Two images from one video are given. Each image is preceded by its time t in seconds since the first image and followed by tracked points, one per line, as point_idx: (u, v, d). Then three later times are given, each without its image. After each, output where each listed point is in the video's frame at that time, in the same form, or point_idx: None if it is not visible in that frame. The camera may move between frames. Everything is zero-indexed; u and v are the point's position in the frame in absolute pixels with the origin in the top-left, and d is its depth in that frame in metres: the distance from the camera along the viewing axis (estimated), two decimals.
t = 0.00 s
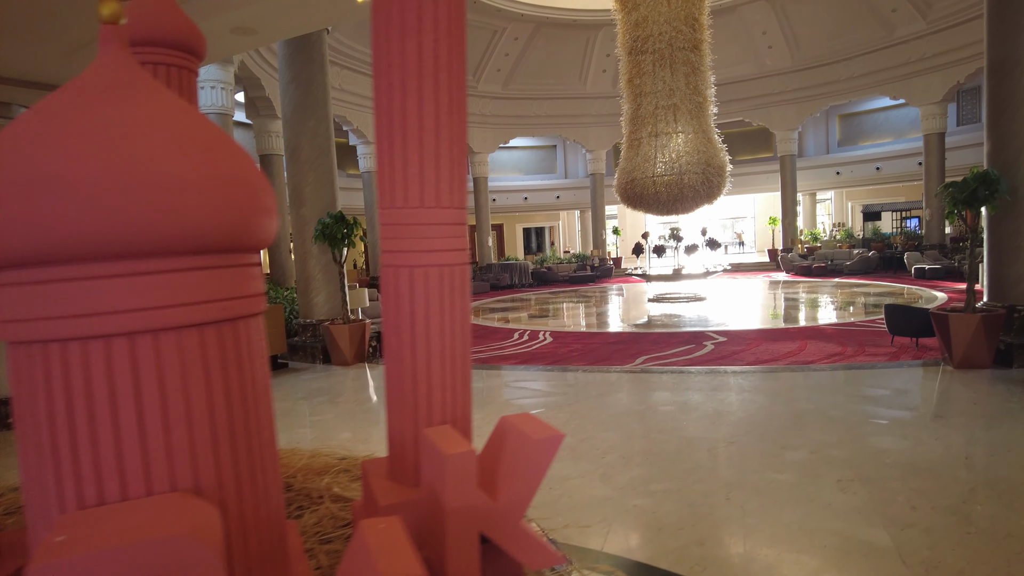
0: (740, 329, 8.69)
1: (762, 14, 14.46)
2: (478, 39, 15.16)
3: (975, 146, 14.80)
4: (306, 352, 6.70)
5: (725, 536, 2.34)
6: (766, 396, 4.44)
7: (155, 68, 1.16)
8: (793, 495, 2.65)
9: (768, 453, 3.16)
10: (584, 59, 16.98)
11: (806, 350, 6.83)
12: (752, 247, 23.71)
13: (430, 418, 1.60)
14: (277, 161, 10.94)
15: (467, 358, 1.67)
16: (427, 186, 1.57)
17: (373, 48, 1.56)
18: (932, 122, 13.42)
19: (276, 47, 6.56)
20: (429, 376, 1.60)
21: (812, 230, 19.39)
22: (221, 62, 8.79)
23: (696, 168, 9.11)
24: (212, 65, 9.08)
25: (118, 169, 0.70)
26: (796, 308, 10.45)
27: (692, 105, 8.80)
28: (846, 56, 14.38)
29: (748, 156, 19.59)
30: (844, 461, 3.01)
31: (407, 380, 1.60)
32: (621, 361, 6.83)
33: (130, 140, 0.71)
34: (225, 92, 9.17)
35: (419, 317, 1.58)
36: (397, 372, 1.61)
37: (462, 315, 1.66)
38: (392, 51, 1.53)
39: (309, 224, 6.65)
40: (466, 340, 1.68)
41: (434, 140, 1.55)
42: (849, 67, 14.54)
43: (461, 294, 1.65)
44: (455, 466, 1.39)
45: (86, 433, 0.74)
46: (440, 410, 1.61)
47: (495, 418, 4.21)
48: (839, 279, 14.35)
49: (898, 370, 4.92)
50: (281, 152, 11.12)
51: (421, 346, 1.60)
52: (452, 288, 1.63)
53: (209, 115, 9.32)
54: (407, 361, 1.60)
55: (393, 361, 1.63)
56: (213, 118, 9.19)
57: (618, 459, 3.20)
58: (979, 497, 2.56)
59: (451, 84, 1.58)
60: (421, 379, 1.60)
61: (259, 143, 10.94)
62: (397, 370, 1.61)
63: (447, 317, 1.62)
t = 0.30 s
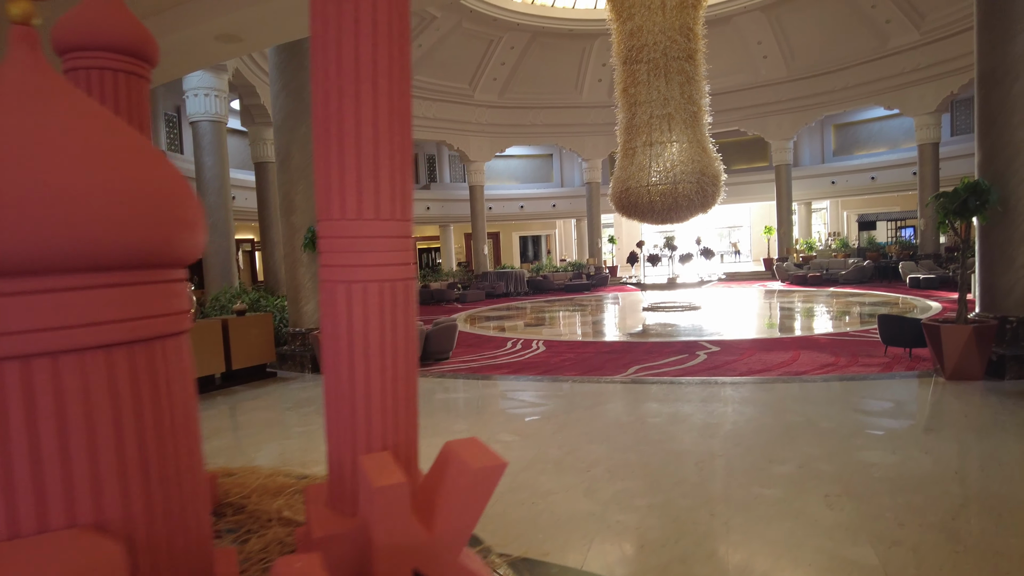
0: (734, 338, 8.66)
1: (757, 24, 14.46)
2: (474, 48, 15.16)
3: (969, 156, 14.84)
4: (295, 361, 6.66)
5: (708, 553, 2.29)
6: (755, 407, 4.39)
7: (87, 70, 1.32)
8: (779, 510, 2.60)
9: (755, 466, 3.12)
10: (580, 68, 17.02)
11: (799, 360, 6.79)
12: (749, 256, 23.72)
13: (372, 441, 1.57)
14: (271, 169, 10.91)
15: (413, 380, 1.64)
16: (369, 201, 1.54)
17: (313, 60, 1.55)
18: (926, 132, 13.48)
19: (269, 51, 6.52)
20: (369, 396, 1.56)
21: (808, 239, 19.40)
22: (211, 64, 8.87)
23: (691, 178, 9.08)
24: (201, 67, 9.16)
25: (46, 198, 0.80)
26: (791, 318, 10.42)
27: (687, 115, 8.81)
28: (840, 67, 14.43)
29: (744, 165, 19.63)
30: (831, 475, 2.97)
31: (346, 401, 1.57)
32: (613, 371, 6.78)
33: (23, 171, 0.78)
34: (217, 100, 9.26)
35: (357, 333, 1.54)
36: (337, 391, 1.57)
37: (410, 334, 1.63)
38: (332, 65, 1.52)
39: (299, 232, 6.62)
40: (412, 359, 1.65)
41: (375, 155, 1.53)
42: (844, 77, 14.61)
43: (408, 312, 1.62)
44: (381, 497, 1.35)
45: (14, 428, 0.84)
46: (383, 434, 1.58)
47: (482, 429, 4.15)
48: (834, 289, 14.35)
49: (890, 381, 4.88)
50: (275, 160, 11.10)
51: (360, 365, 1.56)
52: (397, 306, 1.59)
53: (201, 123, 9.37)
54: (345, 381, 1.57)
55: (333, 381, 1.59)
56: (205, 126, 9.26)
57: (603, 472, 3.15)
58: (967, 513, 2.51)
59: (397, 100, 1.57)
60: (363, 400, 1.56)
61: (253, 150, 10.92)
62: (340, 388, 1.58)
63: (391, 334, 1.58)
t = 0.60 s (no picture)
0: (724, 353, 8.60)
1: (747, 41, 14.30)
2: (466, 61, 15.16)
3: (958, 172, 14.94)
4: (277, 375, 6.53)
5: None
6: (745, 425, 4.30)
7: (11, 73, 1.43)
8: (767, 535, 2.51)
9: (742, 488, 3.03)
10: (571, 83, 17.07)
11: (789, 376, 6.72)
12: (740, 269, 23.75)
13: (299, 483, 1.56)
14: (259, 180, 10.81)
15: (349, 418, 1.64)
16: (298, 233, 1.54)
17: (240, 89, 1.54)
18: (914, 148, 13.57)
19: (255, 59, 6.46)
20: (296, 435, 1.54)
21: (798, 253, 19.44)
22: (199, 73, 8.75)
23: (681, 192, 9.07)
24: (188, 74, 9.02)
25: None
26: (782, 332, 10.37)
27: (677, 128, 8.80)
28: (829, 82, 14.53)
29: (734, 180, 19.69)
30: (820, 497, 2.88)
31: (271, 442, 1.55)
32: (602, 386, 6.68)
33: None
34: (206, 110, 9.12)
35: (284, 368, 1.53)
36: (262, 431, 1.55)
37: (346, 370, 1.62)
38: (262, 97, 1.52)
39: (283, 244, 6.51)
40: (350, 397, 1.65)
41: (305, 178, 1.54)
42: (833, 93, 14.71)
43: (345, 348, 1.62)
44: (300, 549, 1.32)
45: None
46: (311, 476, 1.56)
47: (466, 447, 4.04)
48: (825, 303, 14.34)
49: (880, 399, 4.82)
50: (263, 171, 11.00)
51: (284, 393, 1.53)
52: (330, 339, 1.57)
53: (190, 133, 9.24)
54: (268, 410, 1.55)
55: (259, 420, 1.57)
56: (194, 136, 9.15)
57: (586, 494, 3.06)
58: (961, 538, 2.43)
59: (331, 133, 1.58)
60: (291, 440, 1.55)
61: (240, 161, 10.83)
62: (266, 426, 1.56)
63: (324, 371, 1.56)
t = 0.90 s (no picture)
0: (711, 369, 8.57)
1: (733, 59, 14.41)
2: (454, 78, 15.21)
3: (940, 190, 15.13)
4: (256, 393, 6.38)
5: None
6: (732, 446, 4.23)
7: None
8: (754, 564, 2.43)
9: (728, 513, 2.95)
10: (559, 101, 17.16)
11: (776, 394, 6.68)
12: (727, 285, 23.85)
13: (220, 525, 1.49)
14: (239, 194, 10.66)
15: (281, 455, 1.57)
16: (222, 259, 1.44)
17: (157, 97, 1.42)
18: (898, 166, 13.76)
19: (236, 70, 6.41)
20: (218, 476, 1.47)
21: (784, 270, 19.53)
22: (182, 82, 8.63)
23: (667, 209, 9.08)
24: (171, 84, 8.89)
25: None
26: (770, 349, 10.36)
27: (663, 146, 8.83)
28: (813, 101, 14.71)
29: (721, 197, 19.83)
30: (806, 522, 2.81)
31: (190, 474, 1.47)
32: (588, 404, 6.59)
33: None
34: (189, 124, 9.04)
35: (202, 402, 1.45)
36: (179, 463, 1.47)
37: (274, 399, 1.54)
38: (179, 105, 1.41)
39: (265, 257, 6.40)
40: (284, 433, 1.58)
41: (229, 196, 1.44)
42: (817, 112, 14.88)
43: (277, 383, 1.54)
44: None
45: None
46: (236, 519, 1.50)
47: (447, 469, 3.93)
48: (811, 320, 14.39)
49: (868, 419, 4.77)
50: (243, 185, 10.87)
51: (205, 422, 1.46)
52: (258, 373, 1.49)
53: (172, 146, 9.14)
54: (185, 441, 1.47)
55: (176, 453, 1.48)
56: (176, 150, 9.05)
57: (569, 519, 2.97)
58: (952, 566, 2.36)
59: (264, 152, 1.49)
60: (212, 480, 1.47)
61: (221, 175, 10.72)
62: (183, 464, 1.47)
63: (252, 408, 1.49)
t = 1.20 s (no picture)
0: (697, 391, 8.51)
1: (717, 83, 14.58)
2: (442, 99, 15.27)
3: (921, 213, 15.32)
4: (234, 415, 6.24)
5: None
6: (715, 470, 4.17)
7: None
8: None
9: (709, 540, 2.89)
10: (546, 123, 17.25)
11: (761, 416, 6.63)
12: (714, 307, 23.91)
13: (108, 538, 1.59)
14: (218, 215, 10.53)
15: (182, 467, 1.71)
16: (120, 281, 1.61)
17: (52, 135, 1.59)
18: (880, 189, 13.93)
19: (218, 87, 6.38)
20: (109, 488, 1.59)
21: (770, 291, 19.60)
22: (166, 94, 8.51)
23: (653, 231, 9.06)
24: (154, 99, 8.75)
25: None
26: (756, 370, 10.32)
27: (649, 168, 8.87)
28: (796, 125, 14.90)
29: (706, 219, 19.96)
30: (788, 549, 2.75)
31: (77, 489, 1.59)
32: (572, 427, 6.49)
33: None
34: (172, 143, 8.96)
35: (90, 418, 1.58)
36: (66, 478, 1.59)
37: (166, 416, 1.68)
38: (75, 150, 1.58)
39: (243, 277, 6.29)
40: (181, 449, 1.72)
41: (123, 229, 1.60)
42: (800, 136, 15.06)
43: (178, 394, 1.70)
44: None
45: None
46: (126, 529, 1.60)
47: (422, 495, 3.83)
48: (796, 341, 14.40)
49: (852, 442, 4.72)
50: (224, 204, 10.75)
51: (94, 439, 1.59)
52: (157, 386, 1.65)
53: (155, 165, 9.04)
54: (73, 457, 1.59)
55: (63, 469, 1.60)
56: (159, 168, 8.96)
57: (546, 546, 2.90)
58: None
59: (167, 184, 1.67)
60: (103, 487, 1.59)
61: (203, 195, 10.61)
62: (73, 470, 1.59)
63: (152, 419, 1.65)
